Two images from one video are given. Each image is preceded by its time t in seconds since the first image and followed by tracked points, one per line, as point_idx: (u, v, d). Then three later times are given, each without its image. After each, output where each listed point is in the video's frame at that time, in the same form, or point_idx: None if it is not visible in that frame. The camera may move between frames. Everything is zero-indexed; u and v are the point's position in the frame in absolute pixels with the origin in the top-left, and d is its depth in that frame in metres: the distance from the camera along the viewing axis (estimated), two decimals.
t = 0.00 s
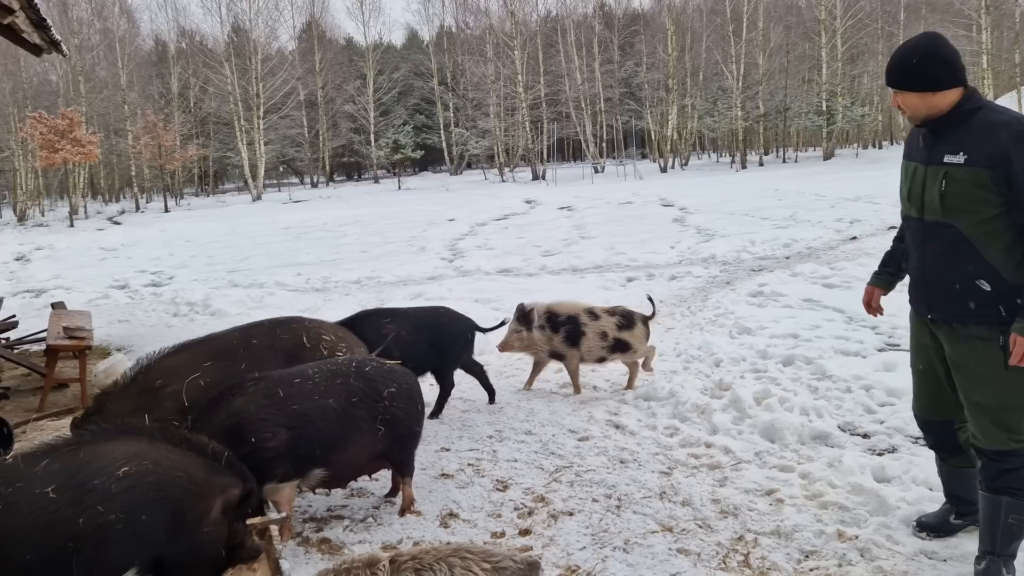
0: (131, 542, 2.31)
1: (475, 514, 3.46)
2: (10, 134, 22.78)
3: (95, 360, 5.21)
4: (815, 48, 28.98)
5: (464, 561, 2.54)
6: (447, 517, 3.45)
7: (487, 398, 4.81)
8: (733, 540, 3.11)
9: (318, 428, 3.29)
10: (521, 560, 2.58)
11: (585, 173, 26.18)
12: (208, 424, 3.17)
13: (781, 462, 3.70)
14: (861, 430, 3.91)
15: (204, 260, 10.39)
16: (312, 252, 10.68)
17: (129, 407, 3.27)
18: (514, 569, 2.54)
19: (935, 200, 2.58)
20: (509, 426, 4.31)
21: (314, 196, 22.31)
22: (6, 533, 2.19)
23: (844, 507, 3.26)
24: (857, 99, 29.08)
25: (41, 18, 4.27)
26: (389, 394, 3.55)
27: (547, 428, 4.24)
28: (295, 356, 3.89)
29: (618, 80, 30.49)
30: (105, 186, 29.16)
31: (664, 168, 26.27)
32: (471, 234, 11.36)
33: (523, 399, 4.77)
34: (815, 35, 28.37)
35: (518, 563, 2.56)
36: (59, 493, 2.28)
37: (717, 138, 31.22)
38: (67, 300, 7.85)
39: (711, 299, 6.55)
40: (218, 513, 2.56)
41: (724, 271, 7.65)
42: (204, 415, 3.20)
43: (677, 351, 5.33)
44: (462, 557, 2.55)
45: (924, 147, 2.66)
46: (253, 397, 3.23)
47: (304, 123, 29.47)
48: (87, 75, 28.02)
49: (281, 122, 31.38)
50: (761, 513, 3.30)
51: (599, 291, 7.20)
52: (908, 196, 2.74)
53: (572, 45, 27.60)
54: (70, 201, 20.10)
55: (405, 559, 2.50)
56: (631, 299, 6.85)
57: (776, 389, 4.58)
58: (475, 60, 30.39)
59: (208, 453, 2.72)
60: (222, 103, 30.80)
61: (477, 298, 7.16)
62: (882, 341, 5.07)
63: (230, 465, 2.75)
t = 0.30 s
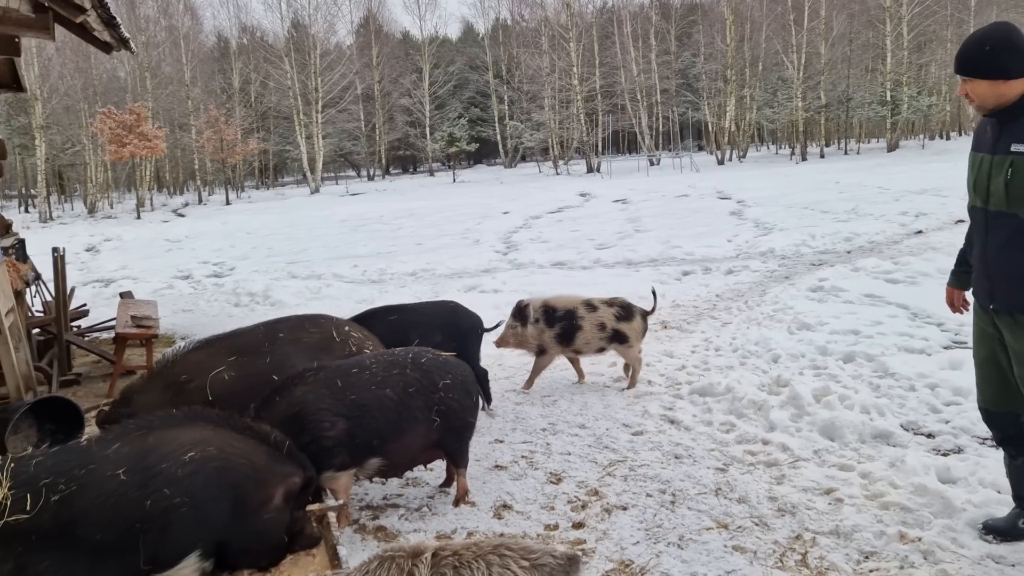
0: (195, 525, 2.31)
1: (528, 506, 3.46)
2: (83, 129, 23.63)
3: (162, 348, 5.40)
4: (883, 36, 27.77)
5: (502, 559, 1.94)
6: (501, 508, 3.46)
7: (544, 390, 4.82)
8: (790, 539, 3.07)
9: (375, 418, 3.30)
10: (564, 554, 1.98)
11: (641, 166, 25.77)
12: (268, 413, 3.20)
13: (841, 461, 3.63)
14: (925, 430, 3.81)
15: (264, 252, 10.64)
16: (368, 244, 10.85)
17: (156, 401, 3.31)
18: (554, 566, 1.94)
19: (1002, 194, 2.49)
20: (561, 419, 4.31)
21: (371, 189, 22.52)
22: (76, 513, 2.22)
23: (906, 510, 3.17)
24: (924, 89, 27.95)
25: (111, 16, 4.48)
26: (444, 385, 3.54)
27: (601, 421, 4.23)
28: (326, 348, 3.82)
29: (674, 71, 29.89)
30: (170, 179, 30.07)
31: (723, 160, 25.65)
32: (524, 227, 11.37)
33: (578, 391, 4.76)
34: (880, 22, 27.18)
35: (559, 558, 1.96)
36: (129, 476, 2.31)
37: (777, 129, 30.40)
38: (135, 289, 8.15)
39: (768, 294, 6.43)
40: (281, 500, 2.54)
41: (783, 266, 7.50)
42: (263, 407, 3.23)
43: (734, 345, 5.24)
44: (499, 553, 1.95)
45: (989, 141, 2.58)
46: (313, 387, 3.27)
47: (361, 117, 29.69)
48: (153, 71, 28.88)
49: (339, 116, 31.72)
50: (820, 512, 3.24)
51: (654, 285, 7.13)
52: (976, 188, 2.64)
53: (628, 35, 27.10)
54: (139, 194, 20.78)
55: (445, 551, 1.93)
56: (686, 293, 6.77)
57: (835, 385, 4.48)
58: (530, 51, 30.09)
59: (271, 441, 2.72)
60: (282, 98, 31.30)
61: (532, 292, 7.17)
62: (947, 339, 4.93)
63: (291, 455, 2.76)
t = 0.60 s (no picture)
0: (249, 506, 2.37)
1: (573, 494, 3.44)
2: (140, 118, 24.22)
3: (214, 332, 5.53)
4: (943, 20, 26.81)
5: (520, 544, 1.87)
6: (546, 496, 3.44)
7: (592, 378, 4.82)
8: (839, 533, 3.02)
9: (421, 405, 3.27)
10: (581, 537, 1.89)
11: (689, 154, 25.49)
12: (313, 399, 3.18)
13: (893, 456, 3.56)
14: (981, 426, 3.72)
15: (312, 240, 10.79)
16: (415, 232, 10.93)
17: (170, 397, 3.20)
18: (571, 551, 1.85)
19: None
20: (608, 409, 4.30)
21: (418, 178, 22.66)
22: (135, 490, 2.26)
23: (960, 507, 3.10)
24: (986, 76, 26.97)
25: (166, 6, 4.58)
26: (490, 373, 3.48)
27: (647, 411, 4.22)
28: (332, 345, 3.67)
29: (724, 59, 29.38)
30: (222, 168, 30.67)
31: (773, 149, 25.19)
32: (570, 216, 11.34)
33: (624, 380, 4.75)
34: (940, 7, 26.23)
35: (576, 543, 1.87)
36: (185, 455, 2.35)
37: (829, 118, 29.70)
38: (188, 275, 8.35)
39: (818, 286, 6.32)
40: (332, 483, 2.60)
41: (834, 257, 7.37)
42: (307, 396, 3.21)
43: (783, 337, 5.17)
44: (517, 538, 1.89)
45: None
46: (359, 373, 3.23)
47: (408, 107, 29.81)
48: (205, 62, 29.41)
49: (386, 106, 31.86)
50: (870, 507, 3.19)
51: (701, 275, 7.06)
52: None
53: (676, 22, 26.69)
54: (193, 182, 21.25)
55: (467, 536, 1.85)
56: (734, 284, 6.69)
57: (888, 379, 4.39)
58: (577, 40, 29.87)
59: (322, 426, 2.75)
60: (330, 88, 31.59)
61: (577, 281, 7.16)
62: (1007, 333, 4.79)
63: (342, 439, 2.78)
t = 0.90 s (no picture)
0: (285, 490, 2.40)
1: (608, 484, 3.41)
2: (182, 108, 24.64)
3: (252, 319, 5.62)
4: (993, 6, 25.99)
5: (528, 532, 1.93)
6: (581, 485, 3.42)
7: (629, 367, 4.80)
8: (878, 528, 2.98)
9: (454, 394, 3.26)
10: (584, 524, 1.96)
11: (727, 144, 25.16)
12: (350, 383, 3.23)
13: (934, 451, 3.51)
14: None
15: (348, 228, 10.90)
16: (450, 222, 10.97)
17: (162, 393, 3.26)
18: (575, 539, 1.92)
19: None
20: (643, 399, 4.28)
21: (453, 167, 22.72)
22: (177, 471, 2.29)
23: (1004, 505, 3.03)
24: None
25: None
26: (525, 363, 3.44)
27: (682, 402, 4.20)
28: (324, 345, 3.57)
29: (763, 46, 28.89)
30: (261, 157, 31.11)
31: (813, 138, 24.74)
32: (605, 206, 11.28)
33: (660, 369, 4.71)
34: None
35: (580, 530, 1.94)
36: (224, 440, 2.38)
37: (871, 107, 29.10)
38: (228, 263, 8.49)
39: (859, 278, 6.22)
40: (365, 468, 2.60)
41: (875, 248, 7.24)
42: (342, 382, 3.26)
43: (822, 329, 5.10)
44: (526, 527, 1.95)
45: None
46: (395, 361, 3.27)
47: (444, 96, 29.84)
48: (244, 52, 29.81)
49: (423, 95, 31.92)
50: (911, 502, 3.14)
51: (739, 266, 6.99)
52: None
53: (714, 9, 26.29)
54: (233, 171, 21.57)
55: (478, 523, 1.92)
56: (771, 276, 6.61)
57: (931, 373, 4.31)
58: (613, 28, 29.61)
59: (358, 410, 2.80)
60: (367, 77, 31.76)
61: (612, 271, 7.13)
62: None
63: (378, 423, 2.84)
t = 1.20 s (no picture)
0: (312, 479, 2.42)
1: (637, 476, 3.40)
2: (214, 99, 24.93)
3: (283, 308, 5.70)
4: None
5: (546, 523, 1.92)
6: (609, 478, 3.41)
7: (660, 359, 4.78)
8: (911, 525, 2.95)
9: (485, 386, 3.25)
10: (601, 519, 1.94)
11: (759, 135, 24.86)
12: (380, 374, 3.23)
13: (970, 448, 3.45)
14: None
15: (378, 219, 10.97)
16: (479, 213, 10.99)
17: (149, 389, 2.95)
18: (590, 533, 1.90)
19: None
20: (671, 392, 4.27)
21: (481, 158, 22.73)
22: (208, 456, 2.32)
23: None
24: None
25: None
26: (557, 355, 3.45)
27: (711, 396, 4.17)
28: (324, 338, 3.45)
29: (797, 36, 28.42)
30: (292, 148, 31.40)
31: (848, 129, 24.33)
32: (635, 198, 11.22)
33: (690, 362, 4.68)
34: None
35: (596, 524, 1.92)
36: (253, 427, 2.40)
37: (906, 99, 28.57)
38: (260, 253, 8.59)
39: (893, 272, 6.13)
40: (391, 460, 2.61)
41: (910, 242, 7.12)
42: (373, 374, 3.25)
43: (855, 324, 5.04)
44: (544, 518, 1.93)
45: None
46: (427, 352, 3.29)
47: (473, 88, 29.83)
48: (275, 44, 30.05)
49: (452, 86, 31.90)
50: (945, 499, 3.10)
51: (770, 259, 6.92)
52: None
53: None
54: (264, 161, 21.82)
55: (499, 513, 1.92)
56: (803, 269, 6.53)
57: (967, 369, 4.23)
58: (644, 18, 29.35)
59: (387, 403, 2.80)
60: (396, 68, 31.80)
61: (641, 264, 7.10)
62: None
63: (406, 417, 2.83)
